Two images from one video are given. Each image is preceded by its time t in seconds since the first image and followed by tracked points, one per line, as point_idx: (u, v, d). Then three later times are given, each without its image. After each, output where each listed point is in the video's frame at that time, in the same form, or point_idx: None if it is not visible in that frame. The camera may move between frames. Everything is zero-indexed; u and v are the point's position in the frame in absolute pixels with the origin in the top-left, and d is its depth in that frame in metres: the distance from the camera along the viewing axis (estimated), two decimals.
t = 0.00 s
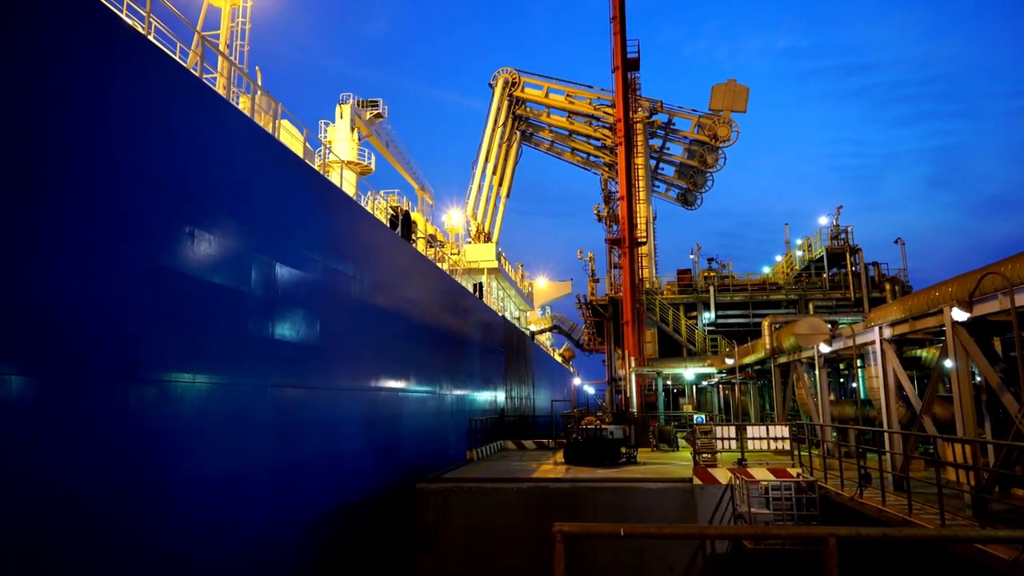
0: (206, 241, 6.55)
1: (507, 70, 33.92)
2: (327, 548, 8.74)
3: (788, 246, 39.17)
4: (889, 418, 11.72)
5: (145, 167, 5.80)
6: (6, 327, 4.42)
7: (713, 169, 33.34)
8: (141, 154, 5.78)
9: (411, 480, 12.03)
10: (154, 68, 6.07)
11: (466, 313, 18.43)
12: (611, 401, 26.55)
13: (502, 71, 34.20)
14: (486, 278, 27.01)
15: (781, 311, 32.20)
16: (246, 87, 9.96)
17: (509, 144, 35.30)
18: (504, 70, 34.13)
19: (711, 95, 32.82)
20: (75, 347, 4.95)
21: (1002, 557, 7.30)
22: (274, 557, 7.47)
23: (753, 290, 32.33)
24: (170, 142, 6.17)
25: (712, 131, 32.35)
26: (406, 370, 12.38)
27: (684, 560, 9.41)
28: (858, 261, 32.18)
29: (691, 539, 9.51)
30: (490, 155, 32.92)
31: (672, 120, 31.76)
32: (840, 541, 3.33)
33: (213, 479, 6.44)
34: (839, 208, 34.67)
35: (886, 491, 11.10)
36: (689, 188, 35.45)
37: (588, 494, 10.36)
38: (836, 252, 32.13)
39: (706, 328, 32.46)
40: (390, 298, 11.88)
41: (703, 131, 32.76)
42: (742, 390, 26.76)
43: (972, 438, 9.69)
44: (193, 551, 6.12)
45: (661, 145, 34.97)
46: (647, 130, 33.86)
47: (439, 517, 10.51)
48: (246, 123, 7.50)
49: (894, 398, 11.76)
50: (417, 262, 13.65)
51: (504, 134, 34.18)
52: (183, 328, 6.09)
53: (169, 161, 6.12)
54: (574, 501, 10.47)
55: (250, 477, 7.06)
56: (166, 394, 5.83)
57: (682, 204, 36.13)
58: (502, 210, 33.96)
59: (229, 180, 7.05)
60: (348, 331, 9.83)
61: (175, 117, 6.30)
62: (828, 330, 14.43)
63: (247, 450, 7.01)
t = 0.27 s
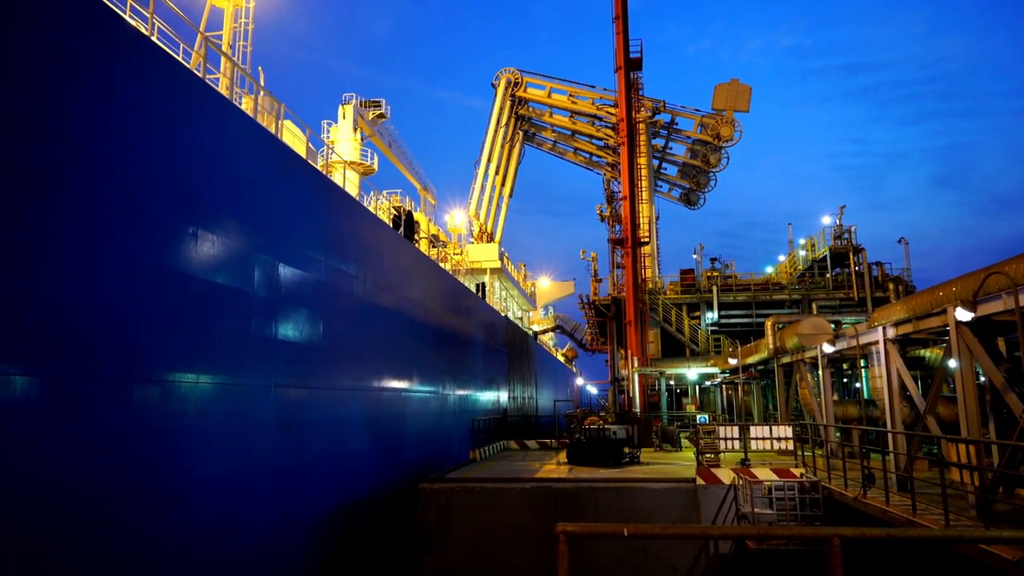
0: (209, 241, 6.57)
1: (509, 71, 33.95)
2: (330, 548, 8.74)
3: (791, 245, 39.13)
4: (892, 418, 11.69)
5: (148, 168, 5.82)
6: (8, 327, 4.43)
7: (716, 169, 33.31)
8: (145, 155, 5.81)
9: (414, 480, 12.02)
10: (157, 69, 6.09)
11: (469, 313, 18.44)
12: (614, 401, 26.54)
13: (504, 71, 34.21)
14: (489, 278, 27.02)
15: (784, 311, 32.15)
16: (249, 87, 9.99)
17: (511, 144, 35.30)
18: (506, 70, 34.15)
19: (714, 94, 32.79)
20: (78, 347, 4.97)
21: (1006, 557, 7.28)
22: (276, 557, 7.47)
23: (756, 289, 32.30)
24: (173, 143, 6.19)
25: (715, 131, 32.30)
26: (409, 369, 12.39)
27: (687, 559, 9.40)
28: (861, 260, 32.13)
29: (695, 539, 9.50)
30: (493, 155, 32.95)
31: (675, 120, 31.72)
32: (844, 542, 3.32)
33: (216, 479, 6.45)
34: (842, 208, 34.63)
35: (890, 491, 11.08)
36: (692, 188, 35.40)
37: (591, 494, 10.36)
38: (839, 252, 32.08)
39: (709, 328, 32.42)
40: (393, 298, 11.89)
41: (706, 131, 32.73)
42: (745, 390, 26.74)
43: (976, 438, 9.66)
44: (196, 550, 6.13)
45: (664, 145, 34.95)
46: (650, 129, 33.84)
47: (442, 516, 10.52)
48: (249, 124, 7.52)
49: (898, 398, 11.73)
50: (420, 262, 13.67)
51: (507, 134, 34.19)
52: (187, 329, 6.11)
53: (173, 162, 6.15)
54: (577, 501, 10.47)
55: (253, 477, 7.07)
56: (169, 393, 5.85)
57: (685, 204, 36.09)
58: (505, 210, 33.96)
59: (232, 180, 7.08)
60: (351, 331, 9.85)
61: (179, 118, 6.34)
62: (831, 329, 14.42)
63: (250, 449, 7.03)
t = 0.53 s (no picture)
0: (212, 241, 6.59)
1: (512, 71, 33.92)
2: (332, 548, 8.74)
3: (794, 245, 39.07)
4: (895, 418, 11.67)
5: (150, 168, 5.84)
6: (10, 327, 4.44)
7: (719, 169, 33.29)
8: (148, 156, 5.83)
9: (417, 480, 12.03)
10: (159, 69, 6.10)
11: (471, 313, 18.45)
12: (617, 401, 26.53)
13: (507, 71, 34.19)
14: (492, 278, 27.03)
15: (787, 310, 32.11)
16: (252, 87, 10.00)
17: (514, 143, 35.30)
18: (509, 70, 34.14)
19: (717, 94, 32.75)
20: (80, 347, 4.98)
21: (1009, 558, 7.26)
22: (278, 557, 7.47)
23: (758, 289, 32.26)
24: (176, 143, 6.20)
25: (717, 130, 32.26)
26: (412, 369, 12.40)
27: (690, 560, 9.39)
28: (864, 260, 32.07)
29: (698, 539, 9.49)
30: (495, 154, 32.95)
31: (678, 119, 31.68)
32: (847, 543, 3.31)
33: (218, 479, 6.46)
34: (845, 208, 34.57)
35: (893, 491, 11.06)
36: (695, 187, 35.38)
37: (594, 494, 10.36)
38: (842, 252, 32.01)
39: (712, 328, 32.38)
40: (395, 298, 11.90)
41: (709, 130, 32.69)
42: (748, 390, 26.71)
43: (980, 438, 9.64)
44: (198, 550, 6.13)
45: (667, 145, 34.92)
46: (652, 129, 33.81)
47: (445, 516, 10.54)
48: (252, 124, 7.53)
49: (901, 398, 11.70)
50: (422, 262, 13.69)
51: (509, 134, 34.18)
52: (189, 329, 6.13)
53: (175, 162, 6.16)
54: (580, 501, 10.47)
55: (255, 477, 7.07)
56: (172, 393, 5.87)
57: (688, 204, 36.07)
58: (507, 210, 33.94)
59: (235, 181, 7.09)
60: (354, 331, 9.87)
61: (181, 118, 6.35)
62: (834, 329, 14.40)
63: (253, 449, 7.04)
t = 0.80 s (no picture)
0: (215, 241, 6.61)
1: (514, 70, 33.88)
2: (334, 547, 8.75)
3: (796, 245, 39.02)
4: (898, 418, 11.64)
5: (153, 168, 5.86)
6: (13, 328, 4.46)
7: (721, 169, 33.25)
8: (150, 156, 5.85)
9: (419, 480, 12.03)
10: (162, 69, 6.12)
11: (474, 313, 18.46)
12: (619, 401, 26.52)
13: (509, 71, 34.16)
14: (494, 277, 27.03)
15: (789, 310, 32.07)
16: (254, 87, 10.01)
17: (516, 143, 35.28)
18: (511, 70, 34.11)
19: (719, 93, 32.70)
20: (84, 348, 5.00)
21: (1012, 558, 7.24)
22: (280, 556, 7.47)
23: (761, 289, 32.22)
24: (178, 143, 6.21)
25: (720, 130, 32.20)
26: (414, 369, 12.41)
27: (693, 560, 9.39)
28: (867, 260, 32.02)
29: (700, 540, 9.48)
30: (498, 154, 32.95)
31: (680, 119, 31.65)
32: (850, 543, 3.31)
33: (220, 479, 6.46)
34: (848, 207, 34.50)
35: (896, 491, 11.04)
36: (697, 187, 35.35)
37: (597, 494, 10.36)
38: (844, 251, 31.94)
39: (715, 327, 32.34)
40: (397, 298, 11.91)
41: (711, 130, 32.64)
42: (751, 390, 26.67)
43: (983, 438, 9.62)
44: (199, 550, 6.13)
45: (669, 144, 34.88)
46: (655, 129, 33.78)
47: (447, 516, 10.54)
48: (254, 125, 7.54)
49: (904, 398, 11.67)
50: (425, 262, 13.70)
51: (511, 134, 34.16)
52: (193, 329, 6.15)
53: (178, 162, 6.18)
54: (582, 501, 10.47)
55: (257, 477, 7.08)
56: (175, 393, 5.89)
57: (690, 203, 36.05)
58: (509, 210, 33.93)
59: (237, 181, 7.11)
60: (356, 331, 9.88)
61: (184, 118, 6.36)
62: (836, 329, 14.38)
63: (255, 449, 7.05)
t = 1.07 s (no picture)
0: (217, 241, 6.62)
1: (516, 70, 33.81)
2: (336, 547, 8.75)
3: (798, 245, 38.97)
4: (900, 418, 11.62)
5: (154, 168, 5.86)
6: (13, 328, 4.46)
7: (723, 168, 33.22)
8: (152, 156, 5.86)
9: (420, 479, 12.03)
10: (164, 69, 6.12)
11: (475, 313, 18.47)
12: (621, 401, 26.51)
13: (511, 71, 34.13)
14: (495, 277, 27.04)
15: (791, 310, 32.03)
16: (256, 87, 10.02)
17: (518, 143, 35.27)
18: (513, 70, 34.08)
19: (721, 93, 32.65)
20: (85, 348, 5.00)
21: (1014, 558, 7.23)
22: (281, 556, 7.47)
23: (763, 288, 32.19)
24: (180, 143, 6.22)
25: (722, 130, 32.13)
26: (415, 368, 12.42)
27: (694, 560, 9.38)
28: (869, 260, 31.96)
29: (702, 540, 9.47)
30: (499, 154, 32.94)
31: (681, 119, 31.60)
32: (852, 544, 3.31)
33: (221, 478, 6.46)
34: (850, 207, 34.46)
35: (898, 491, 11.02)
36: (699, 187, 35.31)
37: (598, 494, 10.36)
38: (846, 251, 31.84)
39: (716, 327, 32.30)
40: (399, 297, 11.91)
41: (713, 130, 32.60)
42: (752, 390, 26.65)
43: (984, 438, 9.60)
44: (200, 549, 6.13)
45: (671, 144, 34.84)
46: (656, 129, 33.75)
47: (449, 516, 10.55)
48: (256, 125, 7.55)
49: (906, 398, 11.64)
50: (426, 262, 13.69)
51: (513, 134, 34.15)
52: (194, 329, 6.16)
53: (180, 162, 6.18)
54: (584, 501, 10.47)
55: (258, 476, 7.08)
56: (177, 393, 5.89)
57: (692, 203, 36.02)
58: (511, 209, 33.92)
59: (239, 180, 7.11)
60: (357, 330, 9.88)
61: (186, 118, 6.37)
62: (838, 329, 14.37)
63: (257, 449, 7.06)
